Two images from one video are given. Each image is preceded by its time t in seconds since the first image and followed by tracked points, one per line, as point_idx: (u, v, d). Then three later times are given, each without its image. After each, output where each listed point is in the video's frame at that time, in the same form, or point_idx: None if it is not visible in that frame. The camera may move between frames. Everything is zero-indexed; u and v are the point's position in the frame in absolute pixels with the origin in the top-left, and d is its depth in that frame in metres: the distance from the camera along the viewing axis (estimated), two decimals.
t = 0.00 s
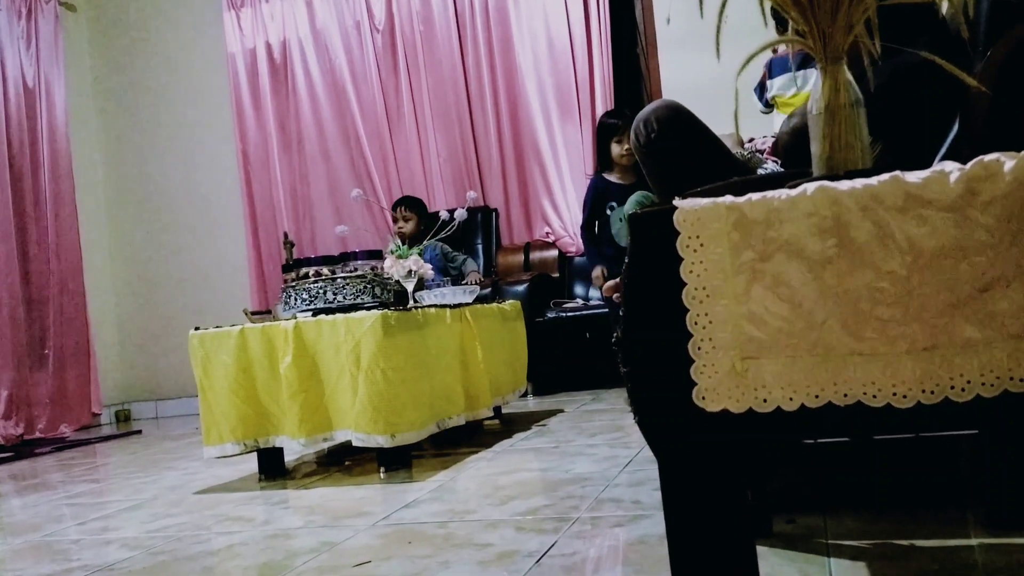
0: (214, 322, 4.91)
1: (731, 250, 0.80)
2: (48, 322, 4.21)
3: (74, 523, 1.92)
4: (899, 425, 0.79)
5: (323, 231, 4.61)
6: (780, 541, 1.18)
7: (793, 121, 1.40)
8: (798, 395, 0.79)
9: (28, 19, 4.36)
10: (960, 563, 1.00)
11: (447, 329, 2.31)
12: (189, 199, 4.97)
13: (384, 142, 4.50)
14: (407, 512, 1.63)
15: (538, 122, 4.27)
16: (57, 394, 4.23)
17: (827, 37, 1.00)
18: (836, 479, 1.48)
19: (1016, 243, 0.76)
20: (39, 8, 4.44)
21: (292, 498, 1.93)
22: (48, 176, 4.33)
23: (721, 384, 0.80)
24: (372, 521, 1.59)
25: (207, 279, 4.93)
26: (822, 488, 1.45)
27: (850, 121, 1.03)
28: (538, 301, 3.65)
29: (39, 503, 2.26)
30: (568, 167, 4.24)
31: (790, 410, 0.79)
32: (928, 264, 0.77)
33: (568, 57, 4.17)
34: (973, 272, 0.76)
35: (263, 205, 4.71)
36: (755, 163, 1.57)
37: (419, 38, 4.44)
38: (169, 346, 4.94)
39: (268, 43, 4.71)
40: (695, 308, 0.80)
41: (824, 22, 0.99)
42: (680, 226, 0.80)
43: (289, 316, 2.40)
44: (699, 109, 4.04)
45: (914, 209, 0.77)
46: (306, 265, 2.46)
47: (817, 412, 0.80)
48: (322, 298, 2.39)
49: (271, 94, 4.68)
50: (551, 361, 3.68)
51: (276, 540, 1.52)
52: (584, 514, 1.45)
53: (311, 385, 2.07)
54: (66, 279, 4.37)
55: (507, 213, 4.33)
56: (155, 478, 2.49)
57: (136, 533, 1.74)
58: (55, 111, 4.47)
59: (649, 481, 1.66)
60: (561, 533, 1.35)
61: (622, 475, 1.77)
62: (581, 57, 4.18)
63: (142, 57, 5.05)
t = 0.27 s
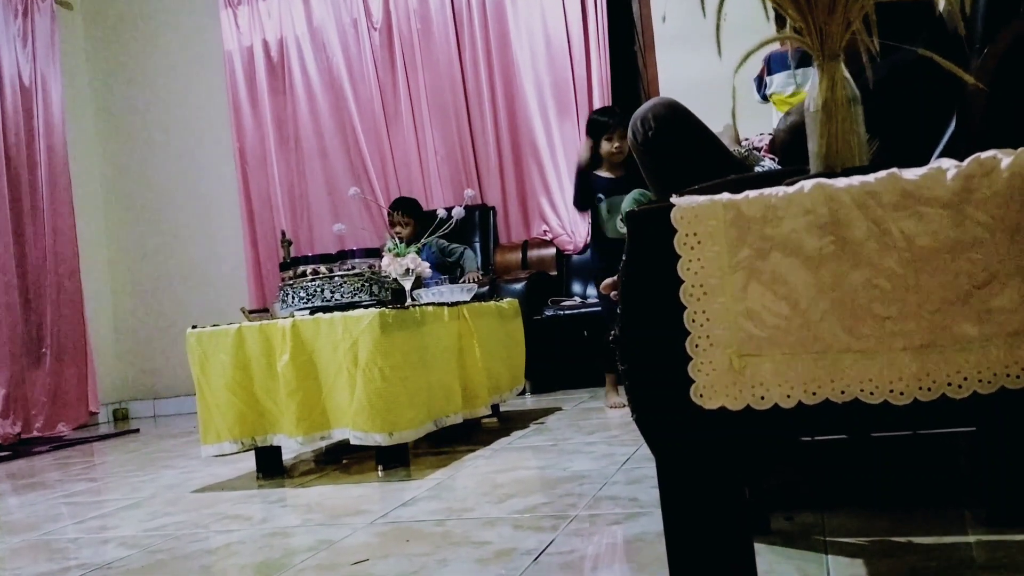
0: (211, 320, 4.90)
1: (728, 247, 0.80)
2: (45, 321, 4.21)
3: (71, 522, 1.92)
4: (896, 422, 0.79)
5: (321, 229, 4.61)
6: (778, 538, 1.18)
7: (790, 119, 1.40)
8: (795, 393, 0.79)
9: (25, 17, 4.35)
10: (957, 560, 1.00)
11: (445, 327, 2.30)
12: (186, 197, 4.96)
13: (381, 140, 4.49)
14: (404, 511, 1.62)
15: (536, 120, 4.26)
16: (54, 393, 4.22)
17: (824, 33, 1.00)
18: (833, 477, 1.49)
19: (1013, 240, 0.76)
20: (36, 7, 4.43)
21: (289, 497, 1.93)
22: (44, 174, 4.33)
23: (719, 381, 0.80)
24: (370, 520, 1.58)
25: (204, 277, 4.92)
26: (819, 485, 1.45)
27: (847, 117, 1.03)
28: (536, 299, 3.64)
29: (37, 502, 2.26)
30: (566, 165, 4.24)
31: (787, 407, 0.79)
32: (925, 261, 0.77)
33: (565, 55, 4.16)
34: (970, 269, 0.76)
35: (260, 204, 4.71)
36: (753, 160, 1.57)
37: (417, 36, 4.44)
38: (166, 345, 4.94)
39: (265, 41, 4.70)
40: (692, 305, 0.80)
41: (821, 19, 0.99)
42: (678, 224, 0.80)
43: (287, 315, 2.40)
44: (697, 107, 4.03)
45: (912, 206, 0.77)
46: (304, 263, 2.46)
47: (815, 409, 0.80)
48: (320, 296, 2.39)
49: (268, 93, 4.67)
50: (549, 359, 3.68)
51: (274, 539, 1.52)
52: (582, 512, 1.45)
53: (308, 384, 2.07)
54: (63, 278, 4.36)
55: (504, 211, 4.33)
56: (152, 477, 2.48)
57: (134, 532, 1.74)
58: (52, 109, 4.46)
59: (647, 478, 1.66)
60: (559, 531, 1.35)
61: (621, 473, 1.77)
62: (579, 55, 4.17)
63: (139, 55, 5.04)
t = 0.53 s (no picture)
0: (211, 319, 4.90)
1: (729, 245, 0.80)
2: (45, 320, 4.21)
3: (72, 521, 1.92)
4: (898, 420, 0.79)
5: (321, 228, 4.61)
6: (780, 537, 1.18)
7: (790, 117, 1.40)
8: (797, 391, 0.79)
9: (25, 17, 4.35)
10: (958, 558, 1.00)
11: (445, 326, 2.30)
12: (186, 197, 4.96)
13: (381, 138, 4.49)
14: (405, 509, 1.62)
15: (536, 119, 4.26)
16: (55, 392, 4.22)
17: (825, 31, 1.00)
18: (833, 475, 1.49)
19: (1014, 238, 0.76)
20: (36, 7, 4.43)
21: (290, 496, 1.93)
22: (45, 174, 4.33)
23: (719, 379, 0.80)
24: (370, 518, 1.58)
25: (205, 276, 4.92)
26: (819, 484, 1.45)
27: (848, 115, 1.03)
28: (536, 297, 3.64)
29: (37, 502, 2.26)
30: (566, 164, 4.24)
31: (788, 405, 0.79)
32: (926, 259, 0.77)
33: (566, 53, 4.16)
34: (972, 266, 0.76)
35: (260, 203, 4.71)
36: (753, 158, 1.57)
37: (417, 35, 4.43)
38: (167, 344, 4.94)
39: (265, 40, 4.70)
40: (693, 303, 0.80)
41: (822, 17, 0.98)
42: (678, 222, 0.80)
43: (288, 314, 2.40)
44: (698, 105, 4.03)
45: (913, 204, 0.77)
46: (305, 261, 2.46)
47: (816, 407, 0.80)
48: (320, 295, 2.38)
49: (268, 92, 4.67)
50: (549, 358, 3.68)
51: (275, 538, 1.52)
52: (583, 510, 1.45)
53: (309, 383, 2.07)
54: (64, 277, 4.36)
55: (504, 210, 4.33)
56: (153, 476, 2.48)
57: (135, 531, 1.74)
58: (52, 108, 4.46)
59: (648, 477, 1.66)
60: (560, 530, 1.35)
61: (621, 471, 1.77)
62: (579, 53, 4.17)
63: (139, 55, 5.04)
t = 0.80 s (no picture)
0: (211, 321, 4.90)
1: (729, 247, 0.80)
2: (45, 322, 4.20)
3: (73, 523, 1.92)
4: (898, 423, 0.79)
5: (322, 231, 4.61)
6: (780, 539, 1.18)
7: (790, 120, 1.40)
8: (797, 393, 0.79)
9: (25, 19, 4.35)
10: (958, 560, 1.01)
11: (445, 329, 2.31)
12: (186, 200, 4.96)
13: (381, 140, 4.49)
14: (405, 512, 1.62)
15: (536, 121, 4.26)
16: (54, 394, 4.22)
17: (825, 35, 1.00)
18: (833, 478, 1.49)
19: (1014, 241, 0.76)
20: (36, 9, 4.43)
21: (291, 498, 1.93)
22: (45, 176, 4.33)
23: (720, 382, 0.80)
24: (370, 521, 1.58)
25: (204, 279, 4.92)
26: (819, 486, 1.45)
27: (848, 118, 1.03)
28: (536, 300, 3.64)
29: (37, 504, 2.26)
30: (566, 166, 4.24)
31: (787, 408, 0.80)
32: (927, 262, 0.77)
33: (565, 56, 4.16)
34: (972, 269, 0.77)
35: (260, 205, 4.71)
36: (753, 161, 1.57)
37: (417, 37, 4.44)
38: (167, 346, 4.93)
39: (265, 42, 4.71)
40: (693, 306, 0.80)
41: (821, 19, 0.99)
42: (679, 224, 0.81)
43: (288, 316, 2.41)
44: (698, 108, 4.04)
45: (913, 207, 0.77)
46: (305, 264, 2.46)
47: (816, 409, 0.80)
48: (320, 298, 2.39)
49: (269, 94, 4.68)
50: (549, 361, 3.68)
51: (275, 540, 1.52)
52: (583, 513, 1.45)
53: (309, 385, 2.07)
54: (63, 279, 4.36)
55: (504, 212, 4.33)
56: (153, 479, 2.48)
57: (135, 533, 1.74)
58: (52, 110, 4.46)
59: (648, 480, 1.66)
60: (560, 533, 1.35)
61: (621, 474, 1.77)
62: (579, 56, 4.17)
63: (139, 57, 5.04)
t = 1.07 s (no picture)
0: (207, 320, 4.89)
1: (724, 246, 0.80)
2: (40, 321, 4.19)
3: (68, 522, 1.91)
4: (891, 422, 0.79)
5: (318, 230, 4.61)
6: (775, 538, 1.18)
7: (786, 119, 1.41)
8: (791, 392, 0.79)
9: (20, 17, 4.34)
10: (953, 558, 1.01)
11: (441, 328, 2.31)
12: (182, 198, 4.96)
13: (377, 139, 4.49)
14: (401, 511, 1.62)
15: (532, 119, 4.26)
16: (49, 393, 4.21)
17: (820, 34, 1.00)
18: (828, 477, 1.49)
19: (1008, 240, 0.76)
20: (31, 7, 4.42)
21: (286, 497, 1.93)
22: (40, 174, 4.31)
23: (715, 380, 0.80)
24: (366, 520, 1.58)
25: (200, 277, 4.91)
26: (813, 485, 1.45)
27: (844, 117, 1.03)
28: (532, 299, 3.64)
29: (32, 503, 2.25)
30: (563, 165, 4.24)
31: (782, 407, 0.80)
32: (921, 261, 0.77)
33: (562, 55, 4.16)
34: (966, 268, 0.77)
35: (256, 203, 4.70)
36: (749, 160, 1.57)
37: (413, 36, 4.43)
38: (162, 345, 4.92)
39: (261, 40, 4.70)
40: (688, 305, 0.80)
41: (816, 19, 0.99)
42: (674, 223, 0.81)
43: (283, 314, 2.39)
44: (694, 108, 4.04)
45: (908, 206, 0.77)
46: (300, 263, 2.46)
47: (811, 408, 0.80)
48: (316, 297, 2.38)
49: (264, 92, 4.67)
50: (545, 360, 3.68)
51: (270, 539, 1.52)
52: (579, 511, 1.45)
53: (305, 384, 2.07)
54: (59, 278, 4.35)
55: (500, 211, 4.33)
56: (148, 478, 2.48)
57: (130, 532, 1.73)
58: (47, 108, 4.44)
59: (644, 478, 1.66)
60: (555, 531, 1.35)
61: (617, 472, 1.77)
62: (575, 55, 4.17)
63: (135, 55, 5.03)
